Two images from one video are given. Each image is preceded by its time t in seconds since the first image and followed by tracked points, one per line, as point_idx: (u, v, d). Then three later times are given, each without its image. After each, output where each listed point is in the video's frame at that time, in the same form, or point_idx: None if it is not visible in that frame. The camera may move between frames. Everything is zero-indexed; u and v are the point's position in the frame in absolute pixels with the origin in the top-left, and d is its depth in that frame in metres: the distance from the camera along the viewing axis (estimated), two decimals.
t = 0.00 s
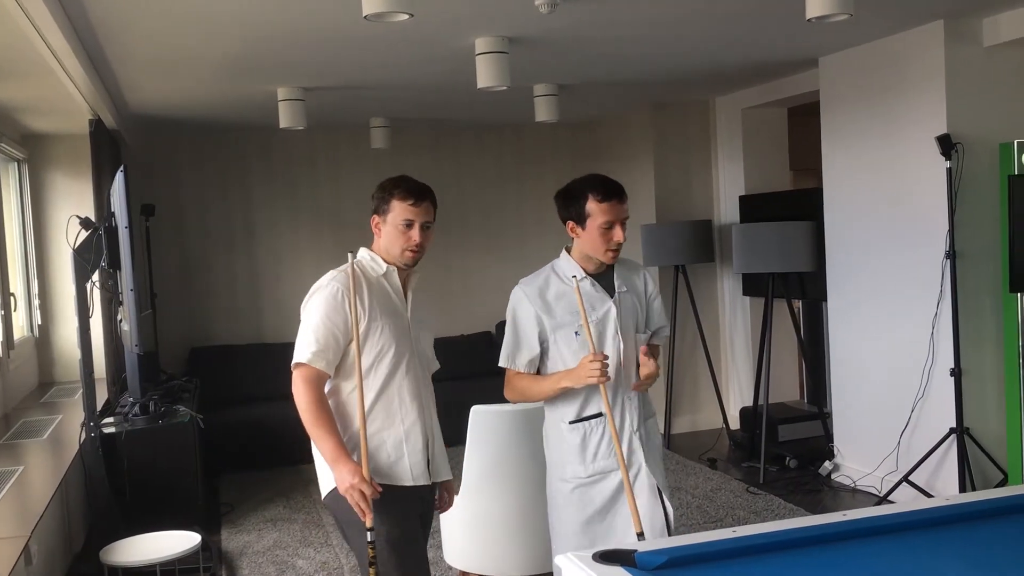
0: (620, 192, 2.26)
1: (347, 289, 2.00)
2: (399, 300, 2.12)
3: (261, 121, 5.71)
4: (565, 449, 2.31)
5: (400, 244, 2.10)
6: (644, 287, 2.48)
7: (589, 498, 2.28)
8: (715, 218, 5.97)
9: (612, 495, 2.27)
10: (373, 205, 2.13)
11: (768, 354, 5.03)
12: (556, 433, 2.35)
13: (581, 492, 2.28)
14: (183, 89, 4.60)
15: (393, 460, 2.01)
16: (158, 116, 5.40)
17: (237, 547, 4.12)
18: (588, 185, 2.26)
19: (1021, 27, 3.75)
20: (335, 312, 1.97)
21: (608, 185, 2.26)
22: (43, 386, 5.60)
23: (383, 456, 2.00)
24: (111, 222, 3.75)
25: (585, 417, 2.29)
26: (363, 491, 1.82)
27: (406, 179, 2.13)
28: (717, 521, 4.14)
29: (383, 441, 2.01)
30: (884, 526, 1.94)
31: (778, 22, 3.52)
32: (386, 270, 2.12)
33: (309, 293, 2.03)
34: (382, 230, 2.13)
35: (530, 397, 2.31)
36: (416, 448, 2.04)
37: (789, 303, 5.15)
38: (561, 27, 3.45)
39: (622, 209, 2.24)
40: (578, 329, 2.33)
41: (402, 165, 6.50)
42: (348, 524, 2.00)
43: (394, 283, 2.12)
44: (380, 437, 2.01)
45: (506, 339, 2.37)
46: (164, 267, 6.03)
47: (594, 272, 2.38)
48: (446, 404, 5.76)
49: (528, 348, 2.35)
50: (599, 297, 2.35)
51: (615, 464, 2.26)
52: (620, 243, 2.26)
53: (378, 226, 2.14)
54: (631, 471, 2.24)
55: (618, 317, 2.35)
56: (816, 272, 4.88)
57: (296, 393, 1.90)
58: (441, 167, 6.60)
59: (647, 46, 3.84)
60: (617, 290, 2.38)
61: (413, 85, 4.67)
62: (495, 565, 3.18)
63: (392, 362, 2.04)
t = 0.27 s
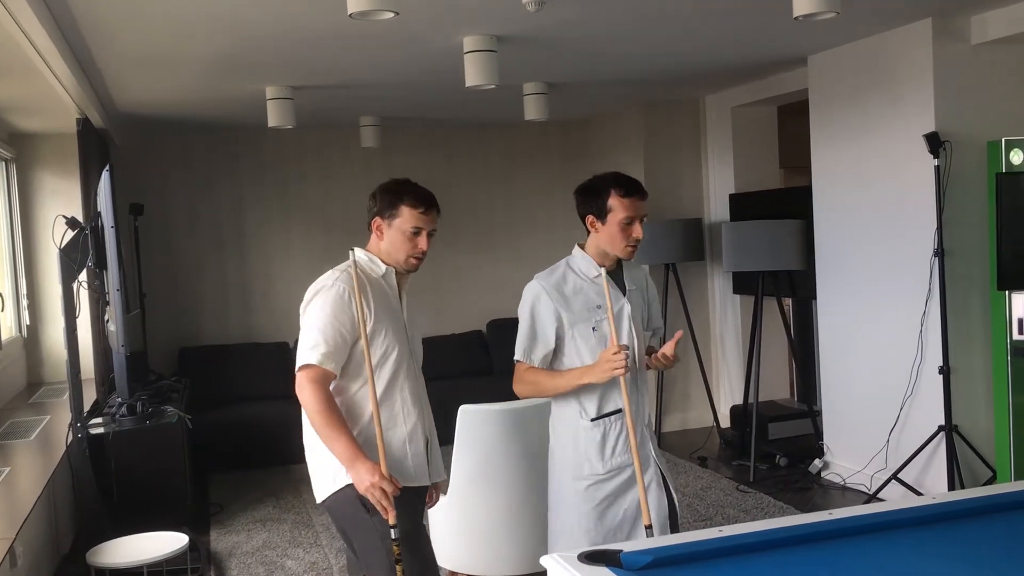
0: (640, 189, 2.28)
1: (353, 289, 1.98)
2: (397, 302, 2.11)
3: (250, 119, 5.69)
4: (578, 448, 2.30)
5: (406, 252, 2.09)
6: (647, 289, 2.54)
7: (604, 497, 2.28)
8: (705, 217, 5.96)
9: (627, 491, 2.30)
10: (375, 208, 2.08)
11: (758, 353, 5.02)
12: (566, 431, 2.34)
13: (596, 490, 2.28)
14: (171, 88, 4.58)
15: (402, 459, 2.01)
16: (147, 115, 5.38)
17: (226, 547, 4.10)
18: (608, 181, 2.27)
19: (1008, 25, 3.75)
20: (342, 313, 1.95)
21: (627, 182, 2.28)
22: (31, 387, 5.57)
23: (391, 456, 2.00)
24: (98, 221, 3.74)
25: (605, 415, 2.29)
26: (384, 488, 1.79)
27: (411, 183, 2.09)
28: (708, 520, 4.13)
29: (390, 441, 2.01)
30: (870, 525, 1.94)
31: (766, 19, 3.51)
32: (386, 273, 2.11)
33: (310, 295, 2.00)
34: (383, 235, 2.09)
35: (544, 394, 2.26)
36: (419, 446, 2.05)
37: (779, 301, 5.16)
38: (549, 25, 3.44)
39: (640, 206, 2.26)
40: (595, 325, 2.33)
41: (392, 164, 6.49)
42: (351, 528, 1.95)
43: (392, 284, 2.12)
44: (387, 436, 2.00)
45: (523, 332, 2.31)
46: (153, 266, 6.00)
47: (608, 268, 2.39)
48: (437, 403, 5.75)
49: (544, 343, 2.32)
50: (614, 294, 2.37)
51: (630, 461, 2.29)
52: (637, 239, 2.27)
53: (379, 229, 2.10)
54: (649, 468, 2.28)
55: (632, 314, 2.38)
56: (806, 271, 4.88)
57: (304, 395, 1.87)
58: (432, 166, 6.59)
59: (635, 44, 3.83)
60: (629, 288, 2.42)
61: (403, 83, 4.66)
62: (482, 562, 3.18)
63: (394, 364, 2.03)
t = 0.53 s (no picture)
0: (673, 189, 2.36)
1: (368, 294, 1.95)
2: (406, 307, 2.09)
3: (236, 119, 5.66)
4: (607, 441, 2.39)
5: (420, 260, 2.05)
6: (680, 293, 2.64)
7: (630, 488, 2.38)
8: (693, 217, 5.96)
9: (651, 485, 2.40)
10: (388, 215, 2.03)
11: (745, 353, 5.02)
12: (594, 424, 2.42)
13: (624, 482, 2.38)
14: (156, 87, 4.55)
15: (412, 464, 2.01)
16: (132, 114, 5.34)
17: (211, 550, 4.07)
18: (645, 180, 2.37)
19: (992, 27, 3.76)
20: (359, 319, 1.92)
21: (662, 182, 2.36)
22: (14, 388, 5.52)
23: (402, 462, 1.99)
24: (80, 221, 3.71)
25: (635, 411, 2.38)
26: (412, 494, 1.78)
27: (425, 190, 2.04)
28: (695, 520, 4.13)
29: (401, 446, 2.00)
30: (853, 528, 1.94)
31: (752, 20, 3.51)
32: (396, 278, 2.07)
33: (322, 299, 1.95)
34: (396, 241, 2.05)
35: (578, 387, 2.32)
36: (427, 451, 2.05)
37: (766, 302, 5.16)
38: (535, 26, 3.43)
39: (669, 203, 2.34)
40: (630, 321, 2.42)
41: (379, 163, 6.47)
42: (356, 535, 1.93)
43: (402, 288, 2.09)
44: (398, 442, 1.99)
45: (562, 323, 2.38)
46: (139, 266, 5.97)
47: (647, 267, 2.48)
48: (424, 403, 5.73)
49: (581, 336, 2.39)
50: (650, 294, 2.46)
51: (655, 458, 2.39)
52: (662, 234, 2.35)
53: (390, 236, 2.05)
54: (672, 463, 2.40)
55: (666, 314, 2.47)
56: (793, 271, 4.88)
57: (321, 403, 1.83)
58: (419, 166, 6.57)
59: (622, 44, 3.82)
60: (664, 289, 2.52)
61: (389, 83, 4.64)
62: (469, 566, 3.18)
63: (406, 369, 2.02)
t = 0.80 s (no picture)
0: (688, 184, 2.43)
1: (394, 301, 1.91)
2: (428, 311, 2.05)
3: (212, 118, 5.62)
4: (628, 431, 2.42)
5: (445, 263, 2.00)
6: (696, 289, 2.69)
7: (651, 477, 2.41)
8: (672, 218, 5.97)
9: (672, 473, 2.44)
10: (414, 216, 1.98)
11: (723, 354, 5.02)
12: (613, 416, 2.45)
13: (645, 471, 2.41)
14: (130, 85, 4.50)
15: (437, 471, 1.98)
16: (107, 113, 5.28)
17: (184, 553, 4.03)
18: (662, 176, 2.43)
19: (967, 31, 3.78)
20: (387, 327, 1.88)
21: (678, 177, 2.42)
22: None
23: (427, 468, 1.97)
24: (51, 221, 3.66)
25: (656, 402, 2.42)
26: (444, 503, 1.77)
27: (452, 190, 2.00)
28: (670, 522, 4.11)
29: (426, 453, 1.97)
30: (828, 530, 1.94)
31: (729, 22, 3.51)
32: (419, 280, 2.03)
33: (349, 306, 1.91)
34: (420, 243, 2.00)
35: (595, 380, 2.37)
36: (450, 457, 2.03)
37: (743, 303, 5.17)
38: (512, 26, 3.42)
39: (684, 197, 2.40)
40: (650, 315, 2.45)
41: (358, 163, 6.44)
42: (379, 543, 1.90)
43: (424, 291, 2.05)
44: (423, 450, 1.96)
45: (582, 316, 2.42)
46: (114, 266, 5.90)
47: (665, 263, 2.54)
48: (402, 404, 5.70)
49: (601, 329, 2.43)
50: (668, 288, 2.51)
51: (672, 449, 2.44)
52: (678, 227, 2.41)
53: (415, 237, 2.00)
54: (686, 454, 2.47)
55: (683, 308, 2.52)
56: (770, 272, 4.90)
57: (351, 413, 1.80)
58: (398, 166, 6.54)
59: (599, 45, 3.81)
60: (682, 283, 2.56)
61: (366, 83, 4.61)
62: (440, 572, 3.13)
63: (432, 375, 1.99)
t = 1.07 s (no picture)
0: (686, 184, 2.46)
1: (415, 302, 1.88)
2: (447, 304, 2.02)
3: (179, 116, 5.56)
4: (636, 428, 2.44)
5: (457, 257, 1.97)
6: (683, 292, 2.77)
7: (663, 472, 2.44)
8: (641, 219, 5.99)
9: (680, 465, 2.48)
10: (428, 211, 1.92)
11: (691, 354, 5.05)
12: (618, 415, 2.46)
13: (656, 468, 2.43)
14: (95, 83, 4.45)
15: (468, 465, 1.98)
16: (71, 111, 5.21)
17: (149, 556, 3.98)
18: (660, 176, 2.47)
19: (931, 34, 3.82)
20: (411, 330, 1.85)
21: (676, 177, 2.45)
22: None
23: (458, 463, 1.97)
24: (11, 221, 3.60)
25: (661, 399, 2.46)
26: (485, 504, 1.76)
27: (466, 184, 1.94)
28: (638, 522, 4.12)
29: (457, 450, 1.96)
30: (788, 532, 1.94)
31: (696, 24, 3.52)
32: (430, 274, 1.99)
33: (368, 310, 1.87)
34: (432, 237, 1.95)
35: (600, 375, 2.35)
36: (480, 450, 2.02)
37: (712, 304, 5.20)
38: (480, 26, 3.41)
39: (683, 196, 2.43)
40: (652, 314, 2.51)
41: (327, 163, 6.40)
42: (415, 542, 1.90)
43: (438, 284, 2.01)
44: (453, 447, 1.96)
45: (588, 311, 2.43)
46: (78, 266, 5.82)
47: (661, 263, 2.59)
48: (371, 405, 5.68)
49: (608, 326, 2.44)
50: (664, 288, 2.58)
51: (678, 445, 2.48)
52: (679, 226, 2.43)
53: (426, 231, 1.95)
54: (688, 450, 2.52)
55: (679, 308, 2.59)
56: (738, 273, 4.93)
57: (382, 420, 1.79)
58: (368, 165, 6.51)
59: (568, 46, 3.82)
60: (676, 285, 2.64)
61: (335, 82, 4.58)
62: None
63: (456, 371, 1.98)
